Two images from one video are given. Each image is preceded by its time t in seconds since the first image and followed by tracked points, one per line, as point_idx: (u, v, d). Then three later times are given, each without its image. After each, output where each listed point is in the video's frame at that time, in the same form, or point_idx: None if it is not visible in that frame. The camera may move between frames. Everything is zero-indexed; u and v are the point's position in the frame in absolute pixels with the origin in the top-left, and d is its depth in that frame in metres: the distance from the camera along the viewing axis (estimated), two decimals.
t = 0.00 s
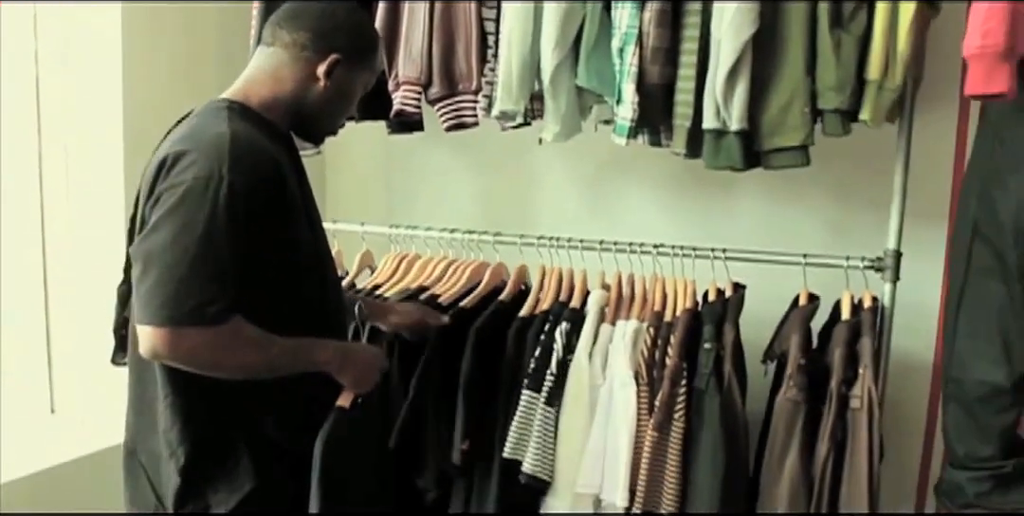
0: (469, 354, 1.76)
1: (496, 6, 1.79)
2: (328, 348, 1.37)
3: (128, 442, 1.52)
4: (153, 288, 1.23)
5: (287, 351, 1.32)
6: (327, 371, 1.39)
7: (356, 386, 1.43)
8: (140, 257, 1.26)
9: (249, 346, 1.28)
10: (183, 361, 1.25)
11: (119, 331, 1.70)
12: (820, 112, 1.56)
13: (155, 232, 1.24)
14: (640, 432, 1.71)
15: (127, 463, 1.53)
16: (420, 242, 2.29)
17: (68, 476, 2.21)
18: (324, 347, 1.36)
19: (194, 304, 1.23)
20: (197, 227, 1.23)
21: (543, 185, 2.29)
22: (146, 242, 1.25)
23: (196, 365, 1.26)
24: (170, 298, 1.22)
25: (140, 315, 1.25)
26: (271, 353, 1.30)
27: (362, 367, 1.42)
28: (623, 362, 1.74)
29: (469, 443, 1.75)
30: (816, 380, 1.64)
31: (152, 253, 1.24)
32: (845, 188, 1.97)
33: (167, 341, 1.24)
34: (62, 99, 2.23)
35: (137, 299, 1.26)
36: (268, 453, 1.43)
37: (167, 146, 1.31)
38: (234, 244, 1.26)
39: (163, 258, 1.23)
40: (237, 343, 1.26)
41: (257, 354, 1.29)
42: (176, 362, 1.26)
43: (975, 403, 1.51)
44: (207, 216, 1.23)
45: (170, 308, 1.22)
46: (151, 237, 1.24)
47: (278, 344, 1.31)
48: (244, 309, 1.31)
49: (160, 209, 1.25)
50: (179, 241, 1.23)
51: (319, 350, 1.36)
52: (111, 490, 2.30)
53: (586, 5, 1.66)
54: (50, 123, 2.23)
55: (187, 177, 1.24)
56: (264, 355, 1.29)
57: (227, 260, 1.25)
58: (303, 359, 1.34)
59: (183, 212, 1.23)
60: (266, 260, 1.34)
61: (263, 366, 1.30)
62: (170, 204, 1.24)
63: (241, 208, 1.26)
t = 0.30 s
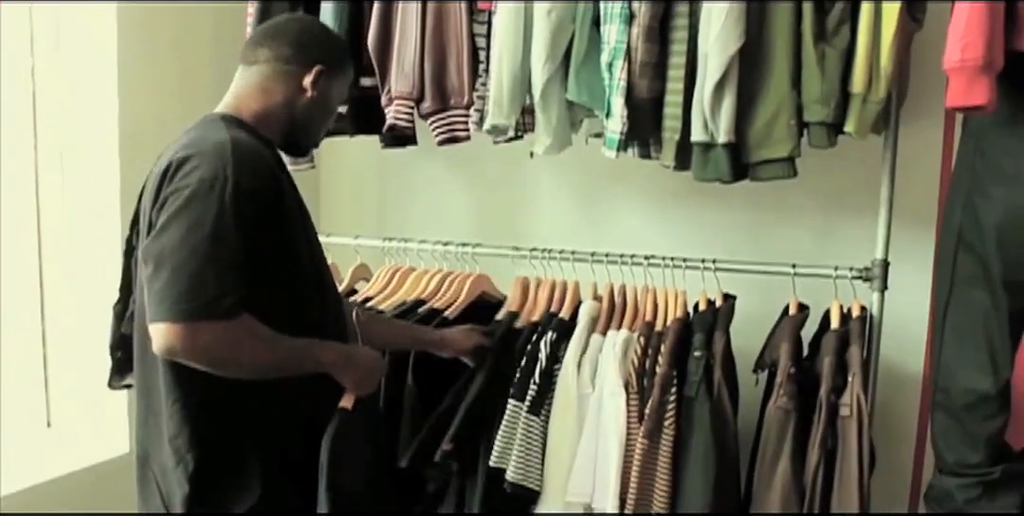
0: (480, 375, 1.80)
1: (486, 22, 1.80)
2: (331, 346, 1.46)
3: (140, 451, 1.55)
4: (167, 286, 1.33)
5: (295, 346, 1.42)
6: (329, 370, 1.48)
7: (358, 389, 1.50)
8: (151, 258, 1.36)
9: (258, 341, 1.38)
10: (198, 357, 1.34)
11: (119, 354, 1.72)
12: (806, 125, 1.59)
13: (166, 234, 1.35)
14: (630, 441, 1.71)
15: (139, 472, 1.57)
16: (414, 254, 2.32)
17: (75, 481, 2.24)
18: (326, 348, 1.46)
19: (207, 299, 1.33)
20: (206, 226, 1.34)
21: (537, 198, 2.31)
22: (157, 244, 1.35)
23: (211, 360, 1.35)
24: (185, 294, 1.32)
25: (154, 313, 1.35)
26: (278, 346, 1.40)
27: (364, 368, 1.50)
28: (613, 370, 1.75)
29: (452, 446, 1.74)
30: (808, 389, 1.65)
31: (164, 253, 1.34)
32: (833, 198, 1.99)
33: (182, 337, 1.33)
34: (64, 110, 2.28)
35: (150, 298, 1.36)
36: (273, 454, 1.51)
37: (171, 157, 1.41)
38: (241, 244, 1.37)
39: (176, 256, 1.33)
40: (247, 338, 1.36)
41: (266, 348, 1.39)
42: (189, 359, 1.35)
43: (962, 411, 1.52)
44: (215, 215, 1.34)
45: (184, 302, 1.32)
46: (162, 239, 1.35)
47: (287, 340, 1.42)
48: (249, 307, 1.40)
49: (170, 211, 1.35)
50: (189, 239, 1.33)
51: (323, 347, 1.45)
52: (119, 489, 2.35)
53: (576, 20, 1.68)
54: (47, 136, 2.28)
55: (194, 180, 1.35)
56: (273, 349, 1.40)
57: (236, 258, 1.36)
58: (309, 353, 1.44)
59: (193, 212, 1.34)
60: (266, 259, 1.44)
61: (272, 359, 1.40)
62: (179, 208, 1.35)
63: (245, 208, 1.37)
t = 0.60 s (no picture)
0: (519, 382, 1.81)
1: (473, 32, 1.82)
2: (319, 345, 1.48)
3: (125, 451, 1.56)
4: (153, 277, 1.34)
5: (281, 341, 1.43)
6: (315, 369, 1.49)
7: (343, 387, 1.52)
8: (137, 253, 1.38)
9: (246, 334, 1.39)
10: (184, 348, 1.35)
11: (104, 363, 1.72)
12: (790, 134, 1.60)
13: (153, 228, 1.36)
14: (613, 445, 1.73)
15: (126, 472, 1.57)
16: (400, 261, 2.33)
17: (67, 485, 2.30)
18: (311, 344, 1.47)
19: (192, 288, 1.34)
20: (191, 219, 1.35)
21: (525, 205, 2.32)
22: (143, 238, 1.37)
23: (196, 350, 1.35)
24: (169, 284, 1.33)
25: (139, 306, 1.35)
26: (265, 340, 1.41)
27: (354, 368, 1.53)
28: (600, 378, 1.76)
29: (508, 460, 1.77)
30: (792, 396, 1.66)
31: (150, 246, 1.36)
32: (818, 207, 2.01)
33: (168, 328, 1.33)
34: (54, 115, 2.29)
35: (135, 291, 1.37)
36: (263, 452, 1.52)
37: (157, 156, 1.44)
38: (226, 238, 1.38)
39: (162, 249, 1.35)
40: (234, 330, 1.37)
41: (253, 341, 1.39)
42: (175, 351, 1.35)
43: (944, 417, 1.53)
44: (200, 208, 1.36)
45: (169, 292, 1.33)
46: (148, 233, 1.37)
47: (273, 335, 1.43)
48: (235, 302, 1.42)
49: (155, 207, 1.37)
50: (175, 231, 1.35)
51: (309, 345, 1.47)
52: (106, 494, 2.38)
53: (561, 30, 1.70)
54: (35, 143, 2.28)
55: (178, 176, 1.38)
56: (259, 342, 1.40)
57: (222, 250, 1.37)
58: (295, 351, 1.45)
59: (178, 206, 1.36)
60: (250, 257, 1.46)
61: (258, 352, 1.40)
62: (165, 201, 1.37)
63: (229, 203, 1.39)
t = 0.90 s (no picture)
0: (516, 374, 1.80)
1: (460, 23, 1.82)
2: (298, 333, 1.48)
3: (97, 440, 1.56)
4: (126, 261, 1.35)
5: (257, 327, 1.43)
6: (294, 356, 1.49)
7: (323, 376, 1.52)
8: (112, 238, 1.38)
9: (221, 318, 1.38)
10: (158, 331, 1.35)
11: (80, 355, 1.73)
12: (775, 129, 1.60)
13: (128, 212, 1.37)
14: (606, 440, 1.74)
15: (98, 461, 1.57)
16: (386, 254, 2.33)
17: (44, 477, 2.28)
18: (288, 331, 1.47)
19: (165, 272, 1.34)
20: (165, 203, 1.35)
21: (511, 198, 2.32)
22: (118, 222, 1.38)
23: (171, 334, 1.35)
24: (142, 267, 1.33)
25: (113, 290, 1.36)
26: (241, 325, 1.41)
27: (334, 356, 1.53)
28: (593, 375, 1.77)
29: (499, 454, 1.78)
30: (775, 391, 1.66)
31: (125, 230, 1.36)
32: (803, 202, 2.01)
33: (141, 312, 1.34)
34: (39, 104, 2.28)
35: (110, 275, 1.37)
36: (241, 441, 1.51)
37: (134, 142, 1.44)
38: (202, 222, 1.38)
39: (136, 233, 1.35)
40: (210, 315, 1.37)
41: (229, 326, 1.39)
42: (149, 335, 1.35)
43: (925, 412, 1.53)
44: (174, 193, 1.36)
45: (142, 276, 1.33)
46: (123, 217, 1.37)
47: (250, 320, 1.42)
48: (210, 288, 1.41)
49: (131, 193, 1.38)
50: (150, 215, 1.35)
51: (286, 331, 1.46)
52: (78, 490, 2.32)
53: (548, 23, 1.69)
54: (17, 132, 2.27)
55: (154, 161, 1.38)
56: (235, 326, 1.40)
57: (197, 235, 1.37)
58: (272, 337, 1.44)
59: (153, 191, 1.36)
60: (229, 243, 1.46)
61: (233, 337, 1.40)
62: (140, 186, 1.37)
63: (204, 188, 1.38)
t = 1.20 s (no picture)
0: (506, 370, 1.80)
1: (451, 18, 1.81)
2: (286, 326, 1.47)
3: (84, 436, 1.56)
4: (111, 256, 1.35)
5: (245, 320, 1.42)
6: (283, 350, 1.48)
7: (314, 369, 1.52)
8: (96, 234, 1.38)
9: (208, 312, 1.38)
10: (144, 326, 1.34)
11: (71, 352, 1.74)
12: (767, 123, 1.60)
13: (111, 208, 1.37)
14: (598, 436, 1.72)
15: (85, 458, 1.57)
16: (378, 249, 2.32)
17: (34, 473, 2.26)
18: (278, 326, 1.46)
19: (149, 267, 1.33)
20: (148, 198, 1.35)
21: (503, 193, 2.32)
22: (102, 218, 1.38)
23: (157, 328, 1.35)
24: (127, 262, 1.33)
25: (98, 286, 1.36)
26: (229, 318, 1.40)
27: (325, 350, 1.52)
28: (583, 368, 1.76)
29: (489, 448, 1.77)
30: (766, 386, 1.66)
31: (109, 225, 1.36)
32: (795, 196, 2.01)
33: (128, 308, 1.33)
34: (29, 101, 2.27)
35: (95, 271, 1.37)
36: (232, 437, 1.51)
37: (119, 138, 1.44)
38: (187, 217, 1.37)
39: (119, 228, 1.35)
40: (197, 308, 1.36)
41: (216, 319, 1.38)
42: (137, 331, 1.35)
43: (917, 406, 1.54)
44: (158, 188, 1.36)
45: (126, 271, 1.33)
46: (108, 213, 1.37)
47: (237, 314, 1.42)
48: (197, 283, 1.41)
49: (115, 188, 1.38)
50: (134, 210, 1.35)
51: (275, 325, 1.46)
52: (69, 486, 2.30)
53: (540, 17, 1.68)
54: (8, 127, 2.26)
55: (137, 156, 1.38)
56: (223, 320, 1.39)
57: (182, 230, 1.37)
58: (260, 330, 1.44)
59: (136, 185, 1.36)
60: (215, 237, 1.45)
61: (221, 331, 1.39)
62: (124, 182, 1.37)
63: (189, 183, 1.38)
